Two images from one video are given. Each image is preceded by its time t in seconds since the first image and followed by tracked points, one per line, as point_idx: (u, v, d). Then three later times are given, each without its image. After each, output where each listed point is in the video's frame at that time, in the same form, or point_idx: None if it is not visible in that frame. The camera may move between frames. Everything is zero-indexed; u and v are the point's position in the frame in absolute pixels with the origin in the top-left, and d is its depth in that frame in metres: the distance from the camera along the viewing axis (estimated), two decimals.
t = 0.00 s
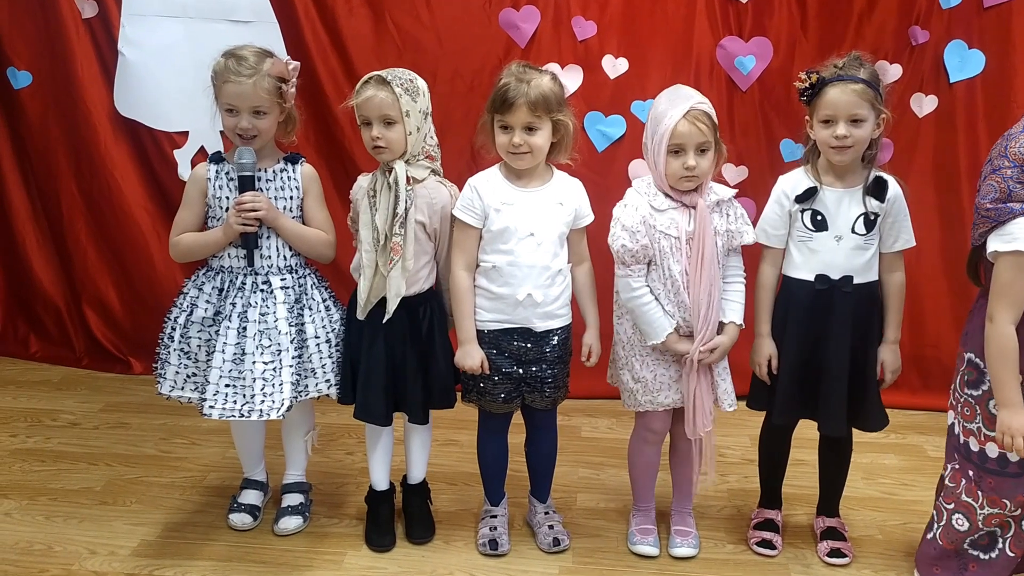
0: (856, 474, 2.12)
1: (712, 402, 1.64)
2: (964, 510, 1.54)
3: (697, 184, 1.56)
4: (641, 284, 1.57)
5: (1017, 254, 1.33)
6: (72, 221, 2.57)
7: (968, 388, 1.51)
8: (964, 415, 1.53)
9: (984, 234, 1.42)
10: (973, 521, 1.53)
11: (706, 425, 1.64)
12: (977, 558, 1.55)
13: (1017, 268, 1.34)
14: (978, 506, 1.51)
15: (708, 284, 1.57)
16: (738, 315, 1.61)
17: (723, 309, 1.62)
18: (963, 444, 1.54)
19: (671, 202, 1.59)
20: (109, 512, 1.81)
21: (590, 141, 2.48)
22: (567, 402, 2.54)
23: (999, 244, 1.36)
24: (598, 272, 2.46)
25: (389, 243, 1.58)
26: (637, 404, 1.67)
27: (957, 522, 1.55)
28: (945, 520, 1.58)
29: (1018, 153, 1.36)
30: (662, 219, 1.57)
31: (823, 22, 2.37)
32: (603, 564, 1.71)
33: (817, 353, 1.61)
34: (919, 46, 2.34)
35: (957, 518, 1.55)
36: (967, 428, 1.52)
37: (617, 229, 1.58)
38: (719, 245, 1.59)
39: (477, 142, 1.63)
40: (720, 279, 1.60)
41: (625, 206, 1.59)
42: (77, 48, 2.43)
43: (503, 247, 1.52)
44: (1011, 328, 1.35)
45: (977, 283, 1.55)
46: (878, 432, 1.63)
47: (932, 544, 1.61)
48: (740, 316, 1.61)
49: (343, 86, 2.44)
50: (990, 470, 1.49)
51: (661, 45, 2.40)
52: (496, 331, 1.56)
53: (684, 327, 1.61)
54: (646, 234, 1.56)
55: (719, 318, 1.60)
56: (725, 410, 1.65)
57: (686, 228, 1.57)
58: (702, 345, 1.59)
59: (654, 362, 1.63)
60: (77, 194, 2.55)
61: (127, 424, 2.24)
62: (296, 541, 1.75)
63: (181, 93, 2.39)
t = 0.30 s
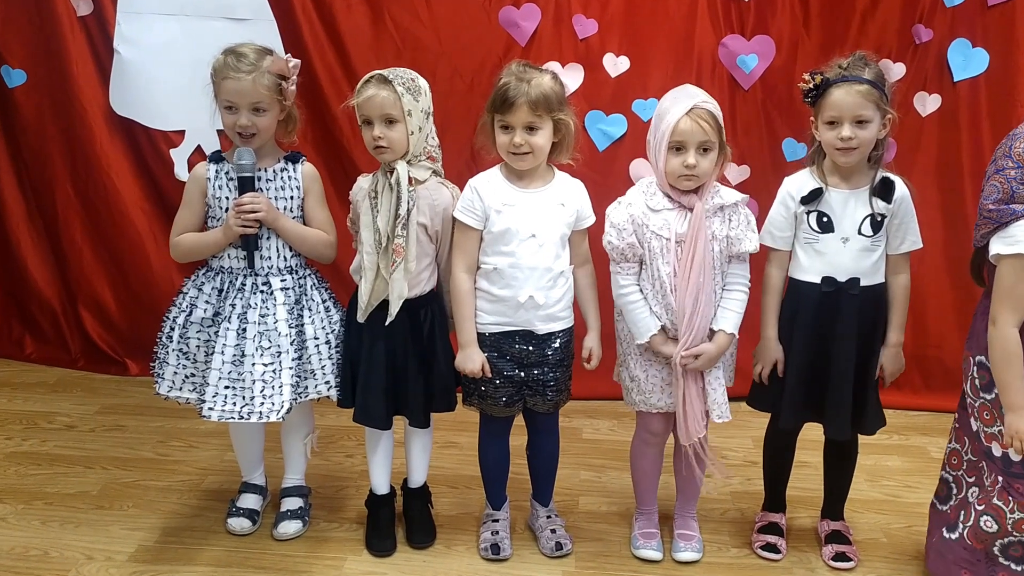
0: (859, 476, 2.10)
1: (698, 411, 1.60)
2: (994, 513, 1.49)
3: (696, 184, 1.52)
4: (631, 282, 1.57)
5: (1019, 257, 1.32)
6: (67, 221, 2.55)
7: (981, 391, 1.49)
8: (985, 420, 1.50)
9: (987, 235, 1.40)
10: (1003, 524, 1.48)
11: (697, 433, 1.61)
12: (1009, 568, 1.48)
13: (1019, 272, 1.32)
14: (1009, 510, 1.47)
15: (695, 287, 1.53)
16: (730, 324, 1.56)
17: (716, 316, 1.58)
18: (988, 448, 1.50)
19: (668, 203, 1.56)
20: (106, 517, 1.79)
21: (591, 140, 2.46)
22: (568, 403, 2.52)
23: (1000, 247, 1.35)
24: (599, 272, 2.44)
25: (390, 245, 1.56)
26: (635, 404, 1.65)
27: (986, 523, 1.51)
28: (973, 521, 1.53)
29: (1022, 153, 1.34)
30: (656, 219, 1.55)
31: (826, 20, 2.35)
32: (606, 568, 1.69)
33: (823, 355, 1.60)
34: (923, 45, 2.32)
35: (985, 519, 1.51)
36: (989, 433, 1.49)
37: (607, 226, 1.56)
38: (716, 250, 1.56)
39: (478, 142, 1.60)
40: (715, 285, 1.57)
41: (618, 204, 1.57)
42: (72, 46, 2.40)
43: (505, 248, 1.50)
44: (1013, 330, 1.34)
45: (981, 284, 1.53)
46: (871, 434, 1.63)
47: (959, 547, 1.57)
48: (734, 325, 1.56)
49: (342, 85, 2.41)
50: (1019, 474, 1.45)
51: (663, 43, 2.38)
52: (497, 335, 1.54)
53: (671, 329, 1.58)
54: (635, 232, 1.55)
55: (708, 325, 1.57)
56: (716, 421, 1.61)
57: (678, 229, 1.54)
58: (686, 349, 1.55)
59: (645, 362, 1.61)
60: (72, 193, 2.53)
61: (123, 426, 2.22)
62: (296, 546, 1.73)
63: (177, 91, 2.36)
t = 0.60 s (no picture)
0: (860, 478, 2.09)
1: (672, 414, 1.58)
2: (983, 521, 1.49)
3: (688, 188, 1.51)
4: (621, 280, 1.57)
5: (1002, 269, 1.30)
6: (61, 226, 2.53)
7: (970, 399, 1.47)
8: (969, 426, 1.49)
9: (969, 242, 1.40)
10: (993, 530, 1.48)
11: (662, 433, 1.59)
12: None
13: (1003, 284, 1.30)
14: (993, 514, 1.47)
15: (679, 289, 1.51)
16: (716, 331, 1.52)
17: (703, 322, 1.54)
18: (965, 455, 1.51)
19: (663, 205, 1.55)
20: (101, 526, 1.77)
21: (588, 142, 2.44)
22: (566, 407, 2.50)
23: (983, 261, 1.32)
24: (597, 274, 2.42)
25: (386, 250, 1.55)
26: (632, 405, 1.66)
27: (977, 533, 1.51)
28: (965, 534, 1.54)
29: (990, 157, 1.35)
30: (648, 219, 1.53)
31: (823, 20, 2.34)
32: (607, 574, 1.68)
33: (825, 358, 1.58)
34: (920, 45, 2.31)
35: (976, 529, 1.50)
36: (971, 439, 1.48)
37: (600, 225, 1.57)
38: (707, 256, 1.53)
39: (475, 146, 1.58)
40: (703, 291, 1.53)
41: (614, 201, 1.57)
42: (64, 49, 2.38)
43: (501, 253, 1.48)
44: (1004, 345, 1.31)
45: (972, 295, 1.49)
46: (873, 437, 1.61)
47: (959, 562, 1.56)
48: (720, 333, 1.52)
49: (336, 88, 2.40)
50: (1000, 478, 1.45)
51: (660, 44, 2.37)
52: (494, 339, 1.52)
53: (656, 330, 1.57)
54: (625, 230, 1.54)
55: (692, 330, 1.53)
56: (698, 430, 1.56)
57: (667, 230, 1.53)
58: (667, 351, 1.53)
59: (636, 362, 1.61)
60: (66, 198, 2.51)
61: (118, 433, 2.20)
62: (294, 554, 1.71)
63: (171, 95, 2.34)
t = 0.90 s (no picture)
0: (859, 479, 2.08)
1: (698, 414, 1.57)
2: (970, 512, 1.52)
3: (689, 189, 1.49)
4: (629, 289, 1.52)
5: (970, 270, 1.36)
6: (52, 231, 2.50)
7: (956, 390, 1.51)
8: (954, 416, 1.53)
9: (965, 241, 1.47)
10: (977, 522, 1.51)
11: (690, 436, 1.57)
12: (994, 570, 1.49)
13: (973, 284, 1.36)
14: (978, 506, 1.50)
15: (698, 291, 1.49)
16: (732, 326, 1.53)
17: (716, 319, 1.55)
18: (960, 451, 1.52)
19: (663, 207, 1.53)
20: (95, 533, 1.75)
21: (583, 142, 2.43)
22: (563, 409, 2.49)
23: (954, 262, 1.39)
24: (594, 275, 2.41)
25: (380, 254, 1.53)
26: (633, 414, 1.61)
27: (964, 524, 1.54)
28: (953, 524, 1.57)
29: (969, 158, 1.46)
30: (653, 224, 1.51)
31: (818, 19, 2.33)
32: None
33: (824, 359, 1.58)
34: (916, 43, 2.31)
35: (962, 519, 1.54)
36: (956, 429, 1.52)
37: (604, 233, 1.52)
38: (714, 253, 1.52)
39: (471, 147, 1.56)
40: (715, 288, 1.53)
41: (614, 209, 1.52)
42: (54, 52, 2.36)
43: (496, 255, 1.47)
44: (982, 344, 1.37)
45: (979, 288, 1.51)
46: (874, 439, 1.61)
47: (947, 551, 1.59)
48: (736, 327, 1.53)
49: (330, 91, 2.38)
50: (982, 470, 1.48)
51: (655, 44, 2.36)
52: (489, 339, 1.51)
53: (672, 335, 1.55)
54: (633, 238, 1.50)
55: (710, 328, 1.53)
56: (719, 425, 1.58)
57: (676, 233, 1.51)
58: (690, 354, 1.52)
59: (645, 370, 1.58)
60: (57, 202, 2.49)
61: (111, 439, 2.18)
62: (290, 560, 1.70)
63: (163, 97, 2.32)
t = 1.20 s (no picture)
0: (859, 479, 2.08)
1: (710, 418, 1.58)
2: (963, 512, 1.53)
3: (689, 189, 1.48)
4: (632, 293, 1.51)
5: (956, 267, 1.39)
6: (47, 233, 2.49)
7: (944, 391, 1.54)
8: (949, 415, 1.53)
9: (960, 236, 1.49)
10: (972, 522, 1.51)
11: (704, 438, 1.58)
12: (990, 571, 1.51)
13: (959, 281, 1.39)
14: (971, 507, 1.51)
15: (700, 293, 1.49)
16: (733, 325, 1.54)
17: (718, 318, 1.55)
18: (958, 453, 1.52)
19: (662, 208, 1.52)
20: (92, 538, 1.73)
21: (582, 143, 2.42)
22: (561, 410, 2.48)
23: (942, 260, 1.41)
24: (593, 276, 2.40)
25: (371, 257, 1.52)
26: (635, 418, 1.60)
27: (959, 525, 1.54)
28: (950, 525, 1.57)
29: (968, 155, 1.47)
30: (653, 226, 1.50)
31: (817, 19, 2.32)
32: None
33: (825, 361, 1.57)
34: (914, 42, 2.30)
35: (957, 520, 1.54)
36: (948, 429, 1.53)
37: (604, 236, 1.51)
38: (713, 252, 1.52)
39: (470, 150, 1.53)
40: (716, 287, 1.53)
41: (614, 213, 1.51)
42: (48, 53, 2.34)
43: (494, 260, 1.45)
44: (955, 342, 1.40)
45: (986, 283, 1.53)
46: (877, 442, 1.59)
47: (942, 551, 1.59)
48: (737, 326, 1.54)
49: (327, 92, 2.37)
50: (976, 470, 1.49)
51: (653, 43, 2.35)
52: (484, 342, 1.49)
53: (676, 337, 1.54)
54: (635, 241, 1.49)
55: (713, 328, 1.53)
56: (723, 424, 1.59)
57: (677, 235, 1.50)
58: (696, 354, 1.52)
59: (647, 373, 1.57)
60: (51, 204, 2.47)
61: (107, 443, 2.16)
62: (289, 564, 1.69)
63: (158, 98, 2.31)
